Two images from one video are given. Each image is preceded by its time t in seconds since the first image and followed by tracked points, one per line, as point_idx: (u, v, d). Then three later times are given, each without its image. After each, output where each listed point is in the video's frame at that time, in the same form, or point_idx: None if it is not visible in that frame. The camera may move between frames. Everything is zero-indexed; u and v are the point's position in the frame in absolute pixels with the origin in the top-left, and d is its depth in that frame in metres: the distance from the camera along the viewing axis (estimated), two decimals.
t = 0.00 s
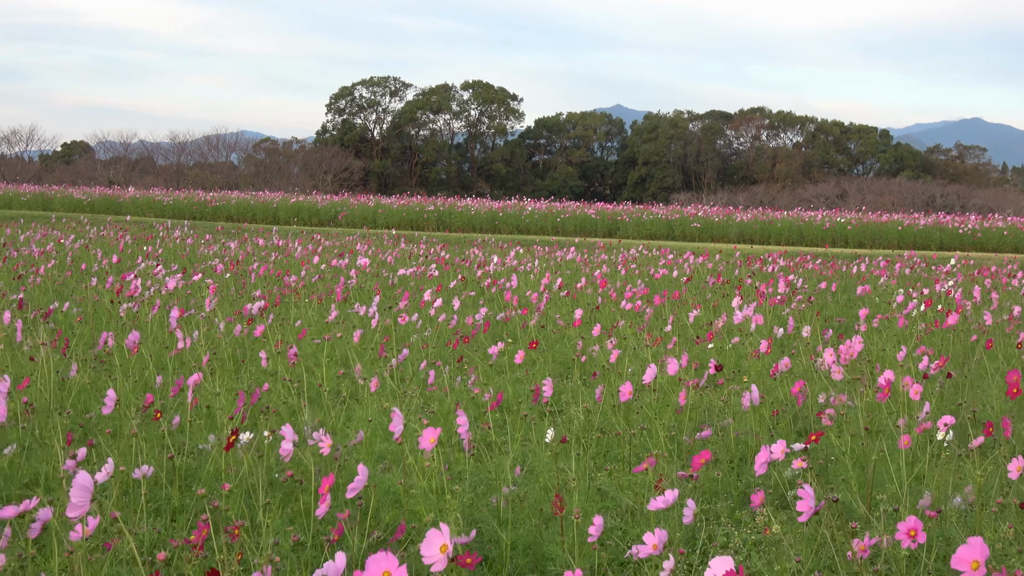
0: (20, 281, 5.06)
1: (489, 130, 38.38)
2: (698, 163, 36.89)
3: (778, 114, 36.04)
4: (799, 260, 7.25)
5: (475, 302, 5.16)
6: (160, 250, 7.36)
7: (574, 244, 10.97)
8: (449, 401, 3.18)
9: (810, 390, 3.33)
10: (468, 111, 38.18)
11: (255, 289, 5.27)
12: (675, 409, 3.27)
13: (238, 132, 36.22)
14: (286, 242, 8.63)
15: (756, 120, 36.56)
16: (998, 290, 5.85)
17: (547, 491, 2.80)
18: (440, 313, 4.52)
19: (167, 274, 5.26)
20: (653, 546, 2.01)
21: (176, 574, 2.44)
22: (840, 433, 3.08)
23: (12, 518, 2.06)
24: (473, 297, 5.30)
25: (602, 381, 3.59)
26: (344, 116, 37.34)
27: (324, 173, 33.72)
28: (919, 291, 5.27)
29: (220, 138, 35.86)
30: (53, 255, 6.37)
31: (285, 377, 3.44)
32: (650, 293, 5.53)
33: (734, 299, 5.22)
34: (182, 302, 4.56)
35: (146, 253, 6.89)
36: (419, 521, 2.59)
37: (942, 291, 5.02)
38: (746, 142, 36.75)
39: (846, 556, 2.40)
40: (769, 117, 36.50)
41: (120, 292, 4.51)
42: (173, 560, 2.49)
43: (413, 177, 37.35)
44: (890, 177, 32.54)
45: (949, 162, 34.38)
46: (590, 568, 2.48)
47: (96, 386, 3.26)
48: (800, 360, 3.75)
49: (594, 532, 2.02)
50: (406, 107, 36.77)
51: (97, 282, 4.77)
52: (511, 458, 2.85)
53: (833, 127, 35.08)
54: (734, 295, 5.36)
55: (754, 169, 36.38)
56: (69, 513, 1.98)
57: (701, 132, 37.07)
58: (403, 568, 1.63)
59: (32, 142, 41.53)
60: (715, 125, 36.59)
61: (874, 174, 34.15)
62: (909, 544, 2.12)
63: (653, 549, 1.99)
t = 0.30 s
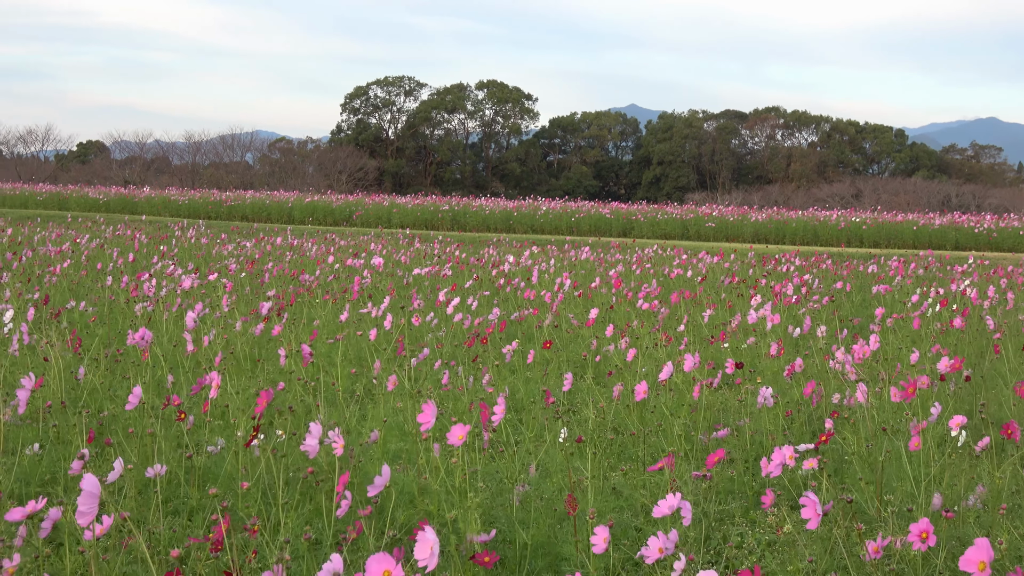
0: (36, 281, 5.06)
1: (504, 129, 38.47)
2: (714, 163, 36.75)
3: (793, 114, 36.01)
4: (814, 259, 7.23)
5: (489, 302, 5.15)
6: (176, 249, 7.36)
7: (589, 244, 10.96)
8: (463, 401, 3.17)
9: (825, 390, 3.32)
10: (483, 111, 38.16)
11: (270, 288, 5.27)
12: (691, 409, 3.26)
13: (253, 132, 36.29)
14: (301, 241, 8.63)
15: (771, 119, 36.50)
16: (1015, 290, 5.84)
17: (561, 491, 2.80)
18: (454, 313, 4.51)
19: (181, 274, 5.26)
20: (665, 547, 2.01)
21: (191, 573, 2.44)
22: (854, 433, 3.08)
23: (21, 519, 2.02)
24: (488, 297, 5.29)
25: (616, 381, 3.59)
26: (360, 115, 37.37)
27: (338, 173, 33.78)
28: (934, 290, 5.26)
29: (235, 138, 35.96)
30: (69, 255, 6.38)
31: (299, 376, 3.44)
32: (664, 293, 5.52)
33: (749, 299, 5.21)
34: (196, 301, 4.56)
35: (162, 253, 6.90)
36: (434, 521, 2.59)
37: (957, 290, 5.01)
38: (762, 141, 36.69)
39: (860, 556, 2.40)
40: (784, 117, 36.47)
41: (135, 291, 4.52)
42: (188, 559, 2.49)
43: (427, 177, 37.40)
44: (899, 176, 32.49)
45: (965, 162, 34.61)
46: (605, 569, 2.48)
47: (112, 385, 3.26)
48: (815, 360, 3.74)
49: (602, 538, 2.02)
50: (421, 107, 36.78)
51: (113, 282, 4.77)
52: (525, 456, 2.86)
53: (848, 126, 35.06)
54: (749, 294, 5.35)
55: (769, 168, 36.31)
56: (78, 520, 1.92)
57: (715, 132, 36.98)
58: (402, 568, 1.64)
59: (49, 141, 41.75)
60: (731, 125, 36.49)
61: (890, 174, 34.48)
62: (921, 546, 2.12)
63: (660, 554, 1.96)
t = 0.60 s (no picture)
0: (51, 280, 5.07)
1: (517, 129, 38.49)
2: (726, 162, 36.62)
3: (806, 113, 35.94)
4: (829, 258, 7.23)
5: (503, 301, 5.15)
6: (190, 248, 7.36)
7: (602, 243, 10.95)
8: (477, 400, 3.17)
9: (838, 390, 3.31)
10: (496, 111, 38.18)
11: (283, 288, 5.27)
12: (704, 408, 3.26)
13: (266, 131, 36.38)
14: (315, 240, 8.64)
15: (785, 118, 36.34)
16: None
17: (574, 491, 2.79)
18: (466, 313, 4.51)
19: (195, 273, 5.27)
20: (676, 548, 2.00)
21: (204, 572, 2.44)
22: (867, 432, 3.06)
23: (21, 522, 1.98)
24: (501, 296, 5.30)
25: (629, 381, 3.58)
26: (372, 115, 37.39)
27: (351, 172, 33.81)
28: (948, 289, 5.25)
29: (248, 137, 36.06)
30: (83, 254, 6.38)
31: (313, 375, 3.44)
32: (677, 292, 5.51)
33: (762, 298, 5.20)
34: (209, 300, 4.57)
35: (177, 252, 6.91)
36: (446, 520, 2.58)
37: (972, 290, 5.00)
38: (776, 140, 36.38)
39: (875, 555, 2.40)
40: (797, 116, 36.41)
41: (149, 290, 4.52)
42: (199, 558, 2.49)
43: (440, 176, 37.44)
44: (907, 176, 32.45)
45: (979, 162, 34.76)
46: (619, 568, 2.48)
47: (125, 384, 3.27)
48: (828, 359, 3.73)
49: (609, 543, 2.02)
50: (435, 106, 36.81)
51: (127, 281, 4.78)
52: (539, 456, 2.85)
53: (863, 126, 35.01)
54: (763, 293, 5.34)
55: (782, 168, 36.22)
56: (80, 527, 1.86)
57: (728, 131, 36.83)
58: (406, 569, 1.64)
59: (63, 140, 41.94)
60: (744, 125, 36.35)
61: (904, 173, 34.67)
62: (938, 547, 2.11)
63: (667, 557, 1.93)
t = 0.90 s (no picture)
0: (59, 280, 5.09)
1: (524, 129, 38.52)
2: (734, 162, 36.47)
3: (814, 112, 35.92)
4: (835, 257, 7.24)
5: (510, 301, 5.17)
6: (198, 248, 7.38)
7: (610, 242, 10.96)
8: (484, 400, 3.18)
9: (846, 390, 3.31)
10: (503, 110, 38.21)
11: (291, 287, 5.28)
12: (712, 408, 3.25)
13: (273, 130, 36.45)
14: (323, 240, 8.64)
15: (793, 118, 36.70)
16: None
17: (581, 491, 2.79)
18: (474, 313, 4.52)
19: (203, 272, 5.28)
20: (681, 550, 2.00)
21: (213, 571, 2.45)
22: (875, 431, 3.06)
23: (27, 523, 1.99)
24: (508, 296, 5.31)
25: (637, 380, 3.58)
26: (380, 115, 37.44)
27: (359, 172, 33.83)
28: (956, 289, 5.26)
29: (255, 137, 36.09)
30: (91, 253, 6.40)
31: (320, 375, 3.44)
32: (685, 292, 5.52)
33: (770, 298, 5.20)
34: (217, 300, 4.58)
35: (185, 252, 6.92)
36: (453, 520, 2.59)
37: (979, 290, 5.00)
38: (784, 139, 36.66)
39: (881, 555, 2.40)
40: (804, 116, 36.42)
41: (157, 290, 4.53)
42: (208, 556, 2.51)
43: (448, 176, 37.49)
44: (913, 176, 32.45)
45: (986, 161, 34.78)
46: (625, 567, 2.49)
47: (133, 383, 3.28)
48: (836, 359, 3.73)
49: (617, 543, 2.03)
50: (444, 106, 36.84)
51: (136, 280, 4.79)
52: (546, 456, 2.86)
53: (870, 125, 34.99)
54: (771, 293, 5.34)
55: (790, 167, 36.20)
56: (95, 521, 1.93)
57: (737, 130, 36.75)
58: (431, 571, 1.62)
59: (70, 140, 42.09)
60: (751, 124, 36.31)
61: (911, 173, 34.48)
62: (949, 545, 2.12)
63: (681, 554, 1.96)
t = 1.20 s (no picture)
0: (64, 279, 5.09)
1: (530, 128, 38.50)
2: (740, 161, 36.58)
3: (820, 112, 35.90)
4: (840, 257, 7.24)
5: (515, 301, 5.17)
6: (203, 247, 7.38)
7: (615, 242, 10.96)
8: (490, 399, 3.17)
9: (852, 389, 3.30)
10: (509, 109, 38.22)
11: (296, 287, 5.28)
12: (717, 408, 3.25)
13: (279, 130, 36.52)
14: (328, 240, 8.62)
15: (799, 117, 36.30)
16: None
17: (586, 490, 2.79)
18: (479, 312, 4.52)
19: (208, 272, 5.28)
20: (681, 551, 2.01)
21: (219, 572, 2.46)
22: (881, 430, 3.05)
23: (44, 517, 2.06)
24: (513, 295, 5.31)
25: (642, 380, 3.58)
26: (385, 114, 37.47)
27: (364, 171, 33.82)
28: (962, 289, 5.25)
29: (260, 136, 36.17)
30: (97, 253, 6.40)
31: (325, 374, 3.43)
32: (690, 292, 5.52)
33: (776, 298, 5.20)
34: (222, 299, 4.57)
35: (190, 252, 6.92)
36: (458, 520, 2.59)
37: (985, 290, 4.99)
38: (789, 138, 36.17)
39: (884, 555, 2.41)
40: (810, 115, 36.37)
41: (162, 289, 4.53)
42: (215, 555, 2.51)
43: (454, 175, 37.49)
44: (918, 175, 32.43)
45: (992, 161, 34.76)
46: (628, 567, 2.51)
47: (138, 382, 3.28)
48: (841, 359, 3.72)
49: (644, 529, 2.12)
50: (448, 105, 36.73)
51: (140, 280, 4.78)
52: (551, 456, 2.86)
53: (876, 125, 35.02)
54: (776, 293, 5.33)
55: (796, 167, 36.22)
56: (108, 516, 2.08)
57: (742, 130, 36.71)
58: (459, 564, 1.73)
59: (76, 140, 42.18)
60: (756, 124, 36.29)
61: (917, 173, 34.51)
62: (952, 545, 2.12)
63: (697, 549, 2.07)
